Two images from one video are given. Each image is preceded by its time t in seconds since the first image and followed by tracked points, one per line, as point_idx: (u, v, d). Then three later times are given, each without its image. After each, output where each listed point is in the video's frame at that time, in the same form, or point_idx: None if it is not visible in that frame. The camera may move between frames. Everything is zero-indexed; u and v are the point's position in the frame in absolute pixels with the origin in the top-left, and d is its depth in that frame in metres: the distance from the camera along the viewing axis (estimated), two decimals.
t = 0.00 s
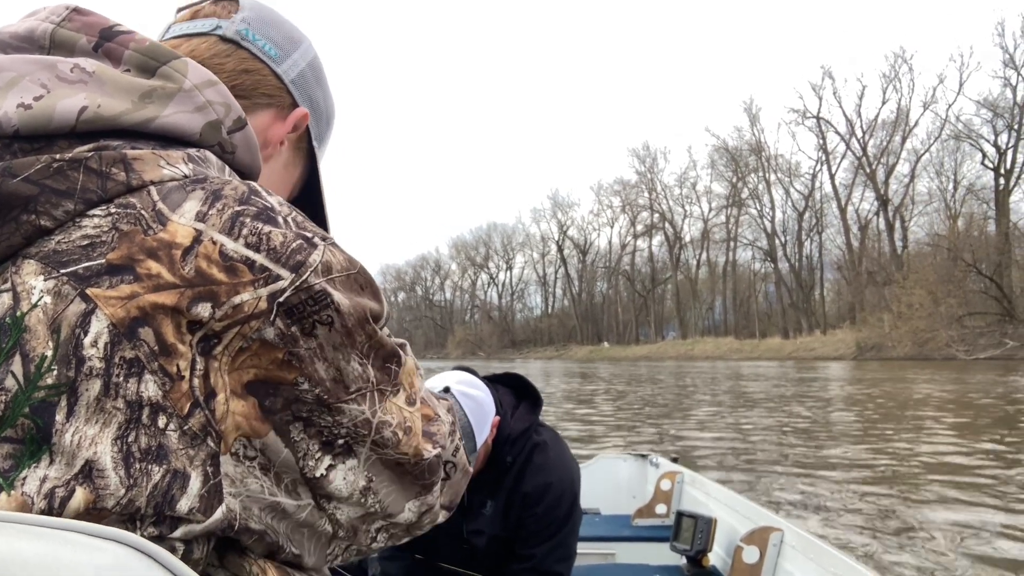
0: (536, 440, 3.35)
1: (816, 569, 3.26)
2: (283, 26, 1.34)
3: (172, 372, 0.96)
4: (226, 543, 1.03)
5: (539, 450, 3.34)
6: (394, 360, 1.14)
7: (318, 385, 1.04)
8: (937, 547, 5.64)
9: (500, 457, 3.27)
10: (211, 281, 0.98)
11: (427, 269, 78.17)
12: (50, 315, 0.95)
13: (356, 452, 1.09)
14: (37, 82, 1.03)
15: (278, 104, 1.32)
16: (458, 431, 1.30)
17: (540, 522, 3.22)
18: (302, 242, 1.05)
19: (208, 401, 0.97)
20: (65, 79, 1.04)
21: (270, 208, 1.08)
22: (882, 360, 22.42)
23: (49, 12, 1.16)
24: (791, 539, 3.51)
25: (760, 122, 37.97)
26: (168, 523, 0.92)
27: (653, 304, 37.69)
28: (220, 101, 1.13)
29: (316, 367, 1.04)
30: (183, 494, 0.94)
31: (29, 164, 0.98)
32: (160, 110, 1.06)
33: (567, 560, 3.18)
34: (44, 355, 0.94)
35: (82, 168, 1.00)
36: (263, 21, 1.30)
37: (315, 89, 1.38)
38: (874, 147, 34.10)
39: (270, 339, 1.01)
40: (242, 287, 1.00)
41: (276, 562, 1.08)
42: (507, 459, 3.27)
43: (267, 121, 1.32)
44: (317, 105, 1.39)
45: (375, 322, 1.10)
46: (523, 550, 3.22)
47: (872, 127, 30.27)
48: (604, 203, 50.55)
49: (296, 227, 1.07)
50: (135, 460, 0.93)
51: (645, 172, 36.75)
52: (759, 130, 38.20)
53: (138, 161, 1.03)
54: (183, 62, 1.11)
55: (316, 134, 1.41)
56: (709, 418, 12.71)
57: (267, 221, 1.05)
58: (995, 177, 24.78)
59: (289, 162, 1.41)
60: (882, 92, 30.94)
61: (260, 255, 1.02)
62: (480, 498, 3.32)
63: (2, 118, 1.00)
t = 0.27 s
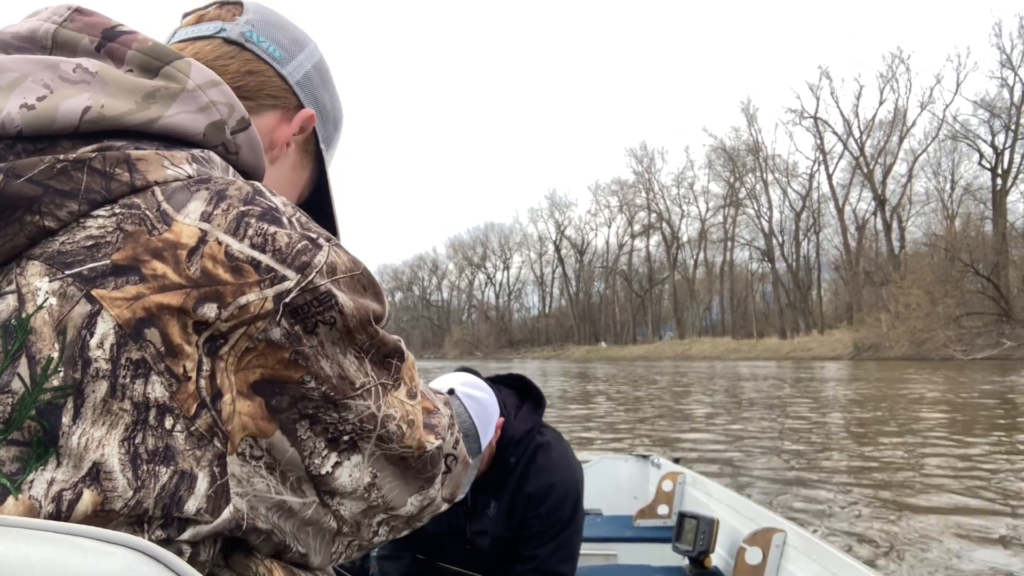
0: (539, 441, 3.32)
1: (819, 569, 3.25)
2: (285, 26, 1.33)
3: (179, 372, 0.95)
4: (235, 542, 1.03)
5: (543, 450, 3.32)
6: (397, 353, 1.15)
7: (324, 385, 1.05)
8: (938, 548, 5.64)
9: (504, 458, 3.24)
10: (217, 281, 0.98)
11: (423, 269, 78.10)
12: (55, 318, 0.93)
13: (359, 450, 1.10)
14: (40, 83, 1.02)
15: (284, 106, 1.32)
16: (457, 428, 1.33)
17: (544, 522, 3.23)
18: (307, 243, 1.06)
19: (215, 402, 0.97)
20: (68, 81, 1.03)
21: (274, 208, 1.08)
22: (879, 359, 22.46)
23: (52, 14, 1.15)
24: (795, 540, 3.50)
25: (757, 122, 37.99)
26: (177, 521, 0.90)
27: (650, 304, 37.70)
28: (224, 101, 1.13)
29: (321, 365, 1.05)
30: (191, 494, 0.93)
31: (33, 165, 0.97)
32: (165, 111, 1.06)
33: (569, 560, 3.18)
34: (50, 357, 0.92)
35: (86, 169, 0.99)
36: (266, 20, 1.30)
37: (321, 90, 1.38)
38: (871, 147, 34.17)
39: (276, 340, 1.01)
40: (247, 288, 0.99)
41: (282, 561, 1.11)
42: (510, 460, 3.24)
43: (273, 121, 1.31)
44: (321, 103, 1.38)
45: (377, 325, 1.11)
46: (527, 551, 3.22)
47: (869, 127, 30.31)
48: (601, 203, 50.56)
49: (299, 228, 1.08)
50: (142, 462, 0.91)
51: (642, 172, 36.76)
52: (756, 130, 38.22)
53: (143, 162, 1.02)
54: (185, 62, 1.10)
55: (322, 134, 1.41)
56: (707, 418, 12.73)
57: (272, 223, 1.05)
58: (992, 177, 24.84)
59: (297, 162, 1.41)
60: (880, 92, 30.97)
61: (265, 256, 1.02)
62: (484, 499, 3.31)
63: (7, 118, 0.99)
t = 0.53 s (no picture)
0: (542, 440, 3.34)
1: (819, 570, 3.25)
2: (270, 6, 1.27)
3: (182, 384, 0.93)
4: (230, 556, 1.01)
5: (545, 449, 3.33)
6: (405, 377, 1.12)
7: (328, 404, 1.03)
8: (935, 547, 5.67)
9: (506, 457, 3.27)
10: (223, 294, 0.97)
11: (420, 268, 78.06)
12: (62, 326, 0.93)
13: (362, 485, 1.06)
14: (58, 95, 1.01)
15: (281, 90, 1.28)
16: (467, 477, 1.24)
17: (544, 523, 3.20)
18: (315, 259, 1.03)
19: (217, 414, 0.95)
20: (86, 93, 1.02)
21: (286, 225, 1.06)
22: (877, 359, 22.53)
23: (70, 28, 1.14)
24: (794, 539, 3.51)
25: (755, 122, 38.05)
26: (174, 532, 0.88)
27: (648, 304, 37.76)
28: (238, 115, 1.12)
29: (325, 387, 1.02)
30: (189, 507, 0.91)
31: (48, 176, 0.97)
32: (180, 124, 1.05)
33: (571, 559, 3.13)
34: (55, 363, 0.91)
35: (100, 182, 0.98)
36: (252, 5, 1.25)
37: (315, 67, 1.34)
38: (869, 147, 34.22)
39: (279, 355, 0.99)
40: (254, 301, 0.98)
41: None
42: (512, 459, 3.28)
43: (272, 111, 1.28)
44: (317, 81, 1.34)
45: (384, 342, 1.08)
46: (529, 551, 3.19)
47: (867, 127, 30.39)
48: (599, 203, 50.59)
49: (310, 243, 1.05)
50: (142, 471, 0.90)
51: (640, 172, 36.79)
52: (755, 130, 38.28)
53: (157, 174, 1.01)
54: (201, 76, 1.08)
55: (321, 112, 1.38)
56: (706, 418, 12.75)
57: (282, 238, 1.03)
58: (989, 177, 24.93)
59: (294, 148, 1.38)
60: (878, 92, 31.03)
61: (273, 269, 1.00)
62: (487, 498, 3.34)
63: (25, 131, 0.99)
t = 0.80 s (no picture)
0: (539, 436, 3.38)
1: (819, 570, 3.25)
2: None
3: (174, 379, 0.92)
4: (226, 550, 1.00)
5: (542, 445, 3.36)
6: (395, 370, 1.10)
7: (319, 400, 1.02)
8: (930, 545, 5.73)
9: (500, 452, 3.30)
10: (212, 290, 0.95)
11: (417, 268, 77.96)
12: (52, 322, 0.91)
13: (352, 483, 1.06)
14: (42, 92, 0.99)
15: (260, 77, 1.24)
16: (458, 470, 1.26)
17: (540, 518, 3.18)
18: (303, 252, 1.02)
19: (209, 409, 0.94)
20: (69, 90, 1.00)
21: (274, 218, 1.05)
22: (874, 359, 22.56)
23: (52, 25, 1.12)
24: (793, 539, 3.51)
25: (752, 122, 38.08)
26: (170, 528, 0.87)
27: (645, 304, 37.77)
28: (223, 109, 1.10)
29: (316, 382, 1.01)
30: (184, 503, 0.89)
31: (34, 173, 0.95)
32: (164, 119, 1.03)
33: (569, 552, 3.08)
34: (45, 361, 0.90)
35: (86, 179, 0.97)
36: None
37: (297, 52, 1.29)
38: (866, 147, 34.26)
39: (269, 350, 0.98)
40: (243, 296, 0.97)
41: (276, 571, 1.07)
42: (508, 453, 3.30)
43: (252, 97, 1.23)
44: (299, 66, 1.29)
45: (376, 336, 1.06)
46: (527, 545, 3.17)
47: (864, 127, 30.43)
48: (596, 203, 50.59)
49: (298, 236, 1.04)
50: (134, 467, 0.88)
51: (637, 172, 36.79)
52: (751, 130, 38.33)
53: (142, 171, 1.00)
54: (185, 71, 1.07)
55: (307, 97, 1.32)
56: (703, 418, 12.75)
57: (269, 231, 1.01)
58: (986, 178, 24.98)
59: (280, 138, 1.33)
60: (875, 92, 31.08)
61: (262, 263, 0.98)
62: (483, 495, 3.33)
63: (8, 129, 0.97)
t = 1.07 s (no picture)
0: (527, 426, 3.31)
1: (819, 570, 3.25)
2: None
3: (155, 384, 0.91)
4: (213, 555, 0.99)
5: (531, 436, 3.27)
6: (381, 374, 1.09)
7: (302, 406, 1.01)
8: (928, 545, 5.73)
9: (489, 437, 3.33)
10: (193, 293, 0.94)
11: (414, 268, 77.86)
12: (29, 328, 0.90)
13: (335, 492, 1.04)
14: (16, 89, 0.98)
15: (242, 70, 1.22)
16: (442, 483, 1.28)
17: (531, 511, 3.13)
18: (286, 255, 1.01)
19: (193, 415, 0.93)
20: (44, 87, 0.98)
21: (255, 219, 1.03)
22: (872, 359, 22.57)
23: (26, 20, 1.11)
24: (793, 540, 3.51)
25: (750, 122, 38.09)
26: (153, 534, 0.86)
27: (642, 303, 37.75)
28: (203, 107, 1.08)
29: (298, 389, 1.00)
30: (168, 510, 0.88)
31: (10, 174, 0.94)
32: (143, 116, 1.02)
33: (566, 549, 3.06)
34: (23, 367, 0.89)
35: (62, 179, 0.95)
36: None
37: (281, 48, 1.28)
38: (863, 147, 34.27)
39: (251, 355, 0.97)
40: (224, 300, 0.95)
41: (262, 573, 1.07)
42: (496, 439, 3.32)
43: (234, 91, 1.22)
44: (283, 61, 1.28)
45: (362, 338, 1.05)
46: (522, 541, 3.14)
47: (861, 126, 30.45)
48: (593, 202, 50.57)
49: (281, 239, 1.03)
50: (116, 474, 0.87)
51: (635, 171, 36.77)
52: (748, 130, 38.35)
53: (120, 171, 0.98)
54: (165, 67, 1.05)
55: (291, 93, 1.30)
56: (700, 418, 12.74)
57: (251, 233, 1.00)
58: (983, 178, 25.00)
59: (264, 131, 1.31)
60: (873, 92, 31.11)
61: (244, 267, 0.97)
62: (477, 485, 3.36)
63: None
